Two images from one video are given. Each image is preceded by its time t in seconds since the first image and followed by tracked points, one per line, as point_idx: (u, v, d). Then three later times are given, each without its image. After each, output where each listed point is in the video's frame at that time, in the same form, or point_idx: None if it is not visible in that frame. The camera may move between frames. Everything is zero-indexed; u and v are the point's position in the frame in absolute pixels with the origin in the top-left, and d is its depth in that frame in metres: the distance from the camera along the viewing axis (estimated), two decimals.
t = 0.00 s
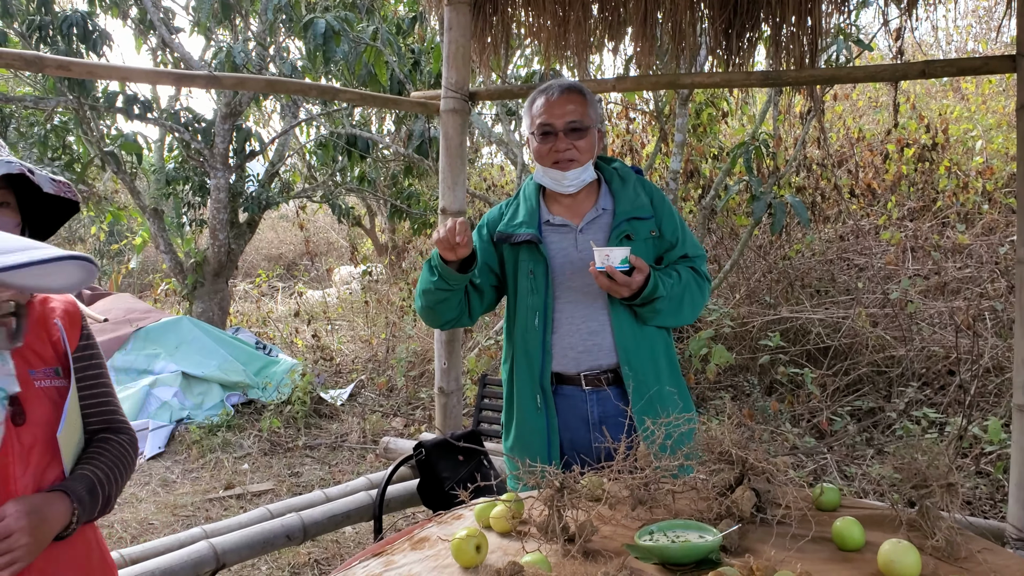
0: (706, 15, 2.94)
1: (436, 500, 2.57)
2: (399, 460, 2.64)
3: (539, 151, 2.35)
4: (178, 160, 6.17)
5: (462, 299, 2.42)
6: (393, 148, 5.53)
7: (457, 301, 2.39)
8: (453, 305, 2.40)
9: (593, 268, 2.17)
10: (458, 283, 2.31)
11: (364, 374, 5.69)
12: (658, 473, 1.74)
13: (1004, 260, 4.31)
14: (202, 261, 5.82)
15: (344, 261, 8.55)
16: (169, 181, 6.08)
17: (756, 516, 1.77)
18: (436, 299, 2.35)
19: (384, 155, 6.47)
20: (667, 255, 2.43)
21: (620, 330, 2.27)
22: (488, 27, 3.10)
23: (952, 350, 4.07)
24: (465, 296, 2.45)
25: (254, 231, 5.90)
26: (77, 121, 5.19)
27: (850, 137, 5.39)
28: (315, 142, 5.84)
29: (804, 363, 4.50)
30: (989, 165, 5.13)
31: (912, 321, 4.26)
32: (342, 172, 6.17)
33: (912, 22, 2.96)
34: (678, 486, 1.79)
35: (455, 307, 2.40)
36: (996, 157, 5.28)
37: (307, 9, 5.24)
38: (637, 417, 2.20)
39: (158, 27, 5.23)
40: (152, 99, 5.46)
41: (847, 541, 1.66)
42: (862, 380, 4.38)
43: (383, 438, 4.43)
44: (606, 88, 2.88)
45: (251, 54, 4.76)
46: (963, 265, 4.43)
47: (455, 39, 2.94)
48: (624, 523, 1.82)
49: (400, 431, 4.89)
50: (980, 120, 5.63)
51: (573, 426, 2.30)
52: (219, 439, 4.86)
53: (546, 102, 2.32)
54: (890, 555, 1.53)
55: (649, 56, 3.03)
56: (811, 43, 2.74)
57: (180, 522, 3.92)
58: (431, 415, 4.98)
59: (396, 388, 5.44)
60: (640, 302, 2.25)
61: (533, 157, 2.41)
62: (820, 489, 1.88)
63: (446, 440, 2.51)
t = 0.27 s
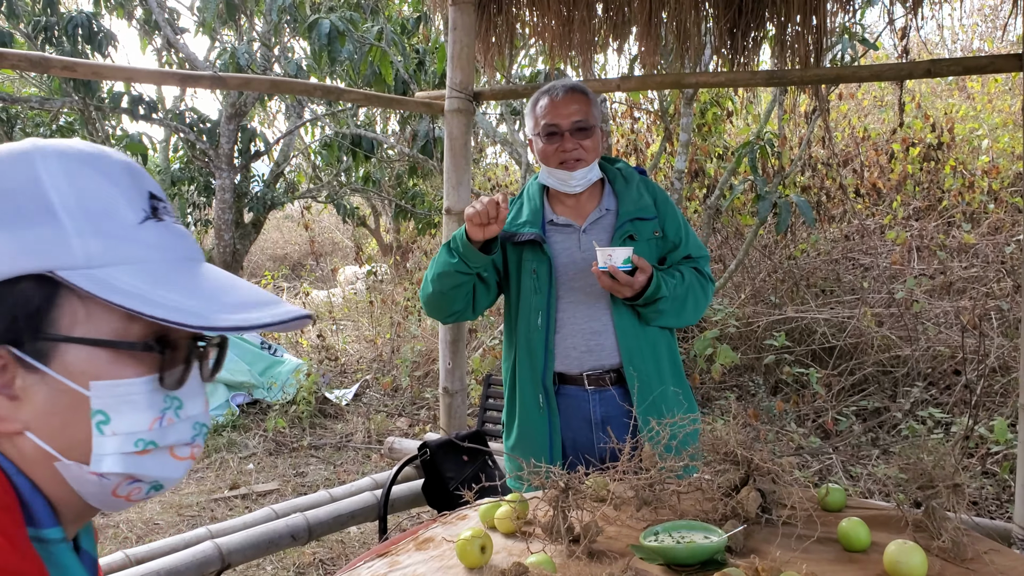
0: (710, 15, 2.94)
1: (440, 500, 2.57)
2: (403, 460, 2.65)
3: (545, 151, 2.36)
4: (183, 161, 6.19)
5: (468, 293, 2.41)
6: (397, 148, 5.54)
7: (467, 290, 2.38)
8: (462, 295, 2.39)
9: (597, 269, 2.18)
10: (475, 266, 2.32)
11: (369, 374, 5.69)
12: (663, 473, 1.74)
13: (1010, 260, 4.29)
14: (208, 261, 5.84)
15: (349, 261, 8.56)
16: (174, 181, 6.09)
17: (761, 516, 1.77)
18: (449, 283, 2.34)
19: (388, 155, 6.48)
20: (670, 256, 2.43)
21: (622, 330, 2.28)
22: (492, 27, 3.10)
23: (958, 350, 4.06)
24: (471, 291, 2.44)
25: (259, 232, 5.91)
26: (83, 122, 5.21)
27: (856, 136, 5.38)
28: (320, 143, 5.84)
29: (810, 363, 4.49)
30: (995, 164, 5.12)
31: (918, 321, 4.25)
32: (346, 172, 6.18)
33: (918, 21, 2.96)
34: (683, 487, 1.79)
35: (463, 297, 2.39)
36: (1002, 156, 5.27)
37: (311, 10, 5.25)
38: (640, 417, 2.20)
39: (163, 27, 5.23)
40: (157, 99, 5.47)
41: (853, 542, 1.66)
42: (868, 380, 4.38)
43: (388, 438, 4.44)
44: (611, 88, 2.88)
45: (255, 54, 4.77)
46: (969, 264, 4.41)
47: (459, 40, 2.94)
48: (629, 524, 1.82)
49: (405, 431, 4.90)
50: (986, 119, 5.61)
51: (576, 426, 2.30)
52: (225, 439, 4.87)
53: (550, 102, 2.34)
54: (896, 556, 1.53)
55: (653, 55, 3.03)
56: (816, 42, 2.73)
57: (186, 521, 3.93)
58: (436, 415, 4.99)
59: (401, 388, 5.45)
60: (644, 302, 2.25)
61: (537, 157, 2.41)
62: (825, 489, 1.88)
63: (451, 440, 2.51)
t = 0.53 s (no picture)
0: (715, 12, 2.94)
1: (445, 498, 2.58)
2: (408, 458, 2.66)
3: (553, 152, 2.35)
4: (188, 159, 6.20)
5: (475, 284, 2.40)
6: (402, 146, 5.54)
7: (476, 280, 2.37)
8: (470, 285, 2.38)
9: (605, 267, 2.17)
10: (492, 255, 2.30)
11: (374, 372, 5.70)
12: (668, 471, 1.76)
13: (1016, 257, 4.28)
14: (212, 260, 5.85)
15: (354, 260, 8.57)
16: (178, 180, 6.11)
17: (767, 514, 1.77)
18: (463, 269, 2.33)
19: (393, 153, 6.48)
20: (674, 254, 2.44)
21: (628, 328, 2.28)
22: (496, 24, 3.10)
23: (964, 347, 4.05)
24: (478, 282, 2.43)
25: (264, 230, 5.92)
26: (88, 120, 5.22)
27: (861, 134, 5.36)
28: (325, 141, 5.85)
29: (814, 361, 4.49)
30: (1001, 161, 5.10)
31: (924, 318, 4.24)
32: (351, 170, 6.19)
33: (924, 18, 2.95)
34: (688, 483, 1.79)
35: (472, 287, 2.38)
36: (1008, 153, 5.25)
37: (315, 8, 5.25)
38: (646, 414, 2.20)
39: (168, 25, 5.24)
40: (161, 98, 5.48)
41: (859, 540, 1.65)
42: (873, 378, 4.37)
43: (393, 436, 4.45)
44: (615, 86, 2.88)
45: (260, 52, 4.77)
46: (974, 262, 4.40)
47: (464, 37, 2.94)
48: (634, 522, 1.82)
49: (410, 429, 4.90)
50: (992, 115, 5.59)
51: (581, 424, 2.30)
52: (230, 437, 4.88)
53: (558, 103, 2.34)
54: (901, 554, 1.52)
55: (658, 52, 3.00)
56: (822, 39, 2.72)
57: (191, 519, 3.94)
58: (440, 412, 5.00)
59: (405, 386, 5.46)
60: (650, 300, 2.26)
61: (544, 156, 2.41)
62: (831, 487, 1.88)
63: (455, 438, 2.52)
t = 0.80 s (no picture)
0: (719, 9, 2.93)
1: (449, 496, 2.58)
2: (413, 456, 2.66)
3: (556, 141, 2.37)
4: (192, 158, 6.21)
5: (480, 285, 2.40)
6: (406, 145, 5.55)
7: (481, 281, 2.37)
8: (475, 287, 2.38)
9: (610, 268, 2.17)
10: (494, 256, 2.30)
11: (378, 371, 5.71)
12: (673, 470, 1.76)
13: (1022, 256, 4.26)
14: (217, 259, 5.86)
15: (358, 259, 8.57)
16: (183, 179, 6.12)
17: (773, 513, 1.77)
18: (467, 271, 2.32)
19: (397, 152, 6.49)
20: (678, 253, 2.44)
21: (634, 328, 2.28)
22: (501, 22, 3.10)
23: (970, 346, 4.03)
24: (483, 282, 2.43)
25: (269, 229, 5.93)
26: (93, 119, 5.23)
27: (866, 132, 5.35)
28: (329, 140, 5.86)
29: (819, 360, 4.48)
30: (1007, 160, 5.09)
31: (929, 317, 4.22)
32: (355, 169, 6.20)
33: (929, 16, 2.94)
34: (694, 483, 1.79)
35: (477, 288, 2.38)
36: (1014, 151, 5.23)
37: (319, 7, 5.26)
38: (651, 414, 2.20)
39: (172, 24, 5.25)
40: (166, 97, 5.49)
41: (864, 539, 1.65)
42: (878, 377, 4.36)
43: (398, 435, 4.45)
44: (619, 84, 2.87)
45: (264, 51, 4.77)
46: (980, 261, 4.38)
47: (468, 36, 2.93)
48: (639, 520, 1.82)
49: (414, 428, 4.91)
50: (997, 113, 5.58)
51: (586, 423, 2.30)
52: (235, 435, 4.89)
53: (565, 93, 2.35)
54: (907, 553, 1.52)
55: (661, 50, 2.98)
56: (827, 37, 2.72)
57: (196, 517, 3.95)
58: (445, 411, 5.00)
59: (410, 384, 5.46)
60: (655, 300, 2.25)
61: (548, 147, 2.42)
62: (836, 486, 1.87)
63: (460, 436, 2.52)
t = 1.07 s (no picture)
0: (723, 7, 2.91)
1: (452, 495, 2.58)
2: (416, 455, 2.66)
3: (557, 141, 2.36)
4: (196, 157, 6.22)
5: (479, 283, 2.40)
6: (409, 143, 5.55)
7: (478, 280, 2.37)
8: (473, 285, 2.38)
9: (611, 266, 2.17)
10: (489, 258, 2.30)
11: (382, 369, 5.71)
12: (676, 468, 1.73)
13: None
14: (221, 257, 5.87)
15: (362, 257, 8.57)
16: (187, 177, 6.13)
17: (776, 511, 1.78)
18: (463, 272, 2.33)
19: (401, 150, 6.49)
20: (683, 251, 2.43)
21: (637, 326, 2.28)
22: (504, 21, 3.10)
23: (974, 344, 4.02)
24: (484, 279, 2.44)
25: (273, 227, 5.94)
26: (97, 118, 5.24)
27: (870, 130, 5.33)
28: (332, 138, 5.86)
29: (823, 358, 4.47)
30: (1012, 157, 5.07)
31: (933, 315, 4.21)
32: (359, 168, 6.20)
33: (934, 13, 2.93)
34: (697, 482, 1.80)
35: (475, 287, 2.38)
36: (1019, 149, 5.21)
37: (323, 5, 5.26)
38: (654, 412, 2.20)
39: (176, 23, 5.25)
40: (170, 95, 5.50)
41: (868, 537, 1.64)
42: (883, 375, 4.35)
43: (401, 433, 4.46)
44: (623, 81, 2.86)
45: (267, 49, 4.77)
46: (985, 259, 4.37)
47: (471, 33, 2.93)
48: (641, 519, 1.82)
49: (417, 426, 4.91)
50: (1003, 111, 5.55)
51: (589, 421, 2.30)
52: (238, 433, 4.90)
53: (567, 93, 2.33)
54: (911, 552, 1.52)
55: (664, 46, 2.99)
56: (830, 34, 2.72)
57: (200, 515, 3.96)
58: (448, 409, 5.00)
59: (413, 382, 5.46)
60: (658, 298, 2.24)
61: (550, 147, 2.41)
62: (840, 484, 1.87)
63: (463, 435, 2.52)
